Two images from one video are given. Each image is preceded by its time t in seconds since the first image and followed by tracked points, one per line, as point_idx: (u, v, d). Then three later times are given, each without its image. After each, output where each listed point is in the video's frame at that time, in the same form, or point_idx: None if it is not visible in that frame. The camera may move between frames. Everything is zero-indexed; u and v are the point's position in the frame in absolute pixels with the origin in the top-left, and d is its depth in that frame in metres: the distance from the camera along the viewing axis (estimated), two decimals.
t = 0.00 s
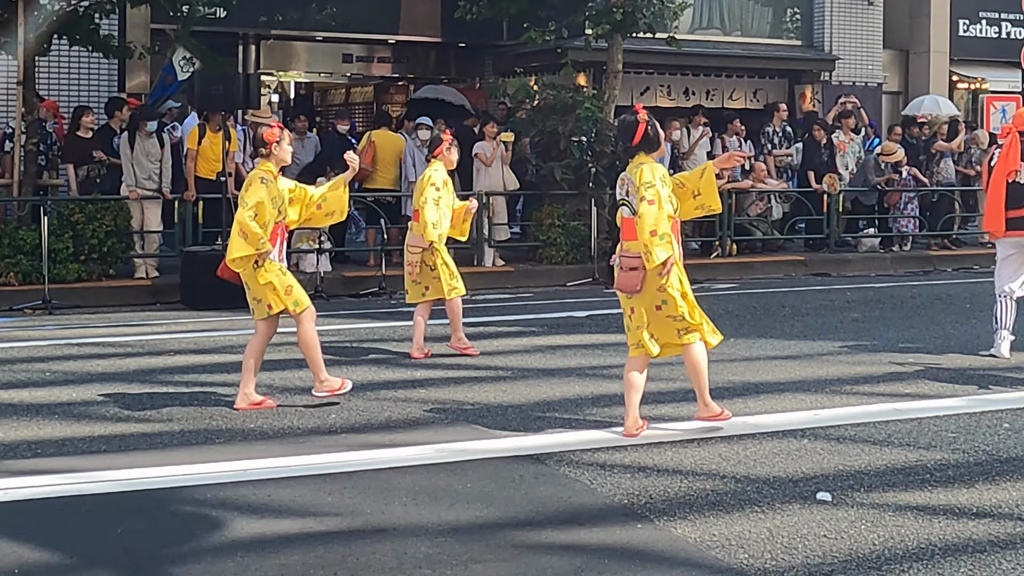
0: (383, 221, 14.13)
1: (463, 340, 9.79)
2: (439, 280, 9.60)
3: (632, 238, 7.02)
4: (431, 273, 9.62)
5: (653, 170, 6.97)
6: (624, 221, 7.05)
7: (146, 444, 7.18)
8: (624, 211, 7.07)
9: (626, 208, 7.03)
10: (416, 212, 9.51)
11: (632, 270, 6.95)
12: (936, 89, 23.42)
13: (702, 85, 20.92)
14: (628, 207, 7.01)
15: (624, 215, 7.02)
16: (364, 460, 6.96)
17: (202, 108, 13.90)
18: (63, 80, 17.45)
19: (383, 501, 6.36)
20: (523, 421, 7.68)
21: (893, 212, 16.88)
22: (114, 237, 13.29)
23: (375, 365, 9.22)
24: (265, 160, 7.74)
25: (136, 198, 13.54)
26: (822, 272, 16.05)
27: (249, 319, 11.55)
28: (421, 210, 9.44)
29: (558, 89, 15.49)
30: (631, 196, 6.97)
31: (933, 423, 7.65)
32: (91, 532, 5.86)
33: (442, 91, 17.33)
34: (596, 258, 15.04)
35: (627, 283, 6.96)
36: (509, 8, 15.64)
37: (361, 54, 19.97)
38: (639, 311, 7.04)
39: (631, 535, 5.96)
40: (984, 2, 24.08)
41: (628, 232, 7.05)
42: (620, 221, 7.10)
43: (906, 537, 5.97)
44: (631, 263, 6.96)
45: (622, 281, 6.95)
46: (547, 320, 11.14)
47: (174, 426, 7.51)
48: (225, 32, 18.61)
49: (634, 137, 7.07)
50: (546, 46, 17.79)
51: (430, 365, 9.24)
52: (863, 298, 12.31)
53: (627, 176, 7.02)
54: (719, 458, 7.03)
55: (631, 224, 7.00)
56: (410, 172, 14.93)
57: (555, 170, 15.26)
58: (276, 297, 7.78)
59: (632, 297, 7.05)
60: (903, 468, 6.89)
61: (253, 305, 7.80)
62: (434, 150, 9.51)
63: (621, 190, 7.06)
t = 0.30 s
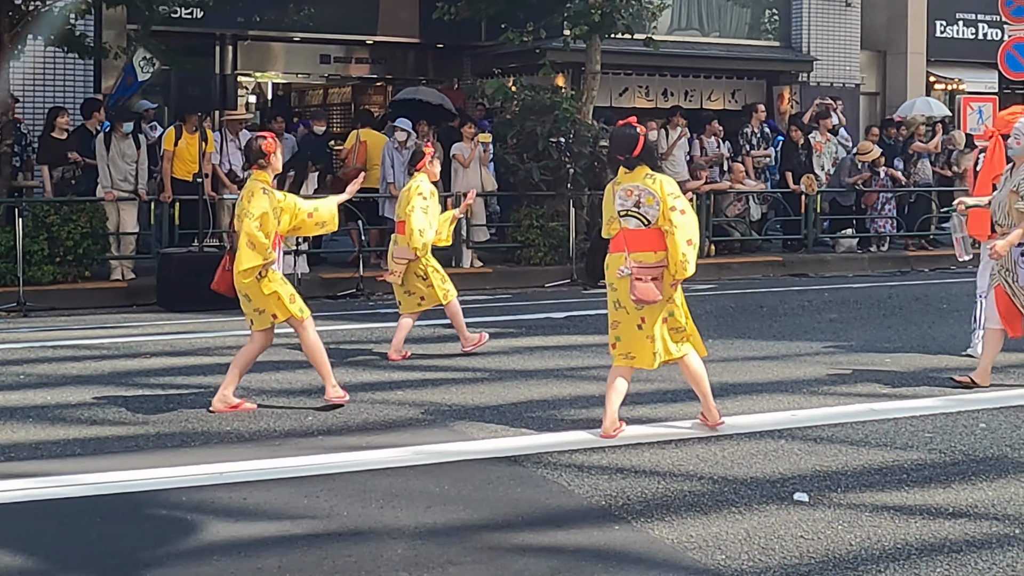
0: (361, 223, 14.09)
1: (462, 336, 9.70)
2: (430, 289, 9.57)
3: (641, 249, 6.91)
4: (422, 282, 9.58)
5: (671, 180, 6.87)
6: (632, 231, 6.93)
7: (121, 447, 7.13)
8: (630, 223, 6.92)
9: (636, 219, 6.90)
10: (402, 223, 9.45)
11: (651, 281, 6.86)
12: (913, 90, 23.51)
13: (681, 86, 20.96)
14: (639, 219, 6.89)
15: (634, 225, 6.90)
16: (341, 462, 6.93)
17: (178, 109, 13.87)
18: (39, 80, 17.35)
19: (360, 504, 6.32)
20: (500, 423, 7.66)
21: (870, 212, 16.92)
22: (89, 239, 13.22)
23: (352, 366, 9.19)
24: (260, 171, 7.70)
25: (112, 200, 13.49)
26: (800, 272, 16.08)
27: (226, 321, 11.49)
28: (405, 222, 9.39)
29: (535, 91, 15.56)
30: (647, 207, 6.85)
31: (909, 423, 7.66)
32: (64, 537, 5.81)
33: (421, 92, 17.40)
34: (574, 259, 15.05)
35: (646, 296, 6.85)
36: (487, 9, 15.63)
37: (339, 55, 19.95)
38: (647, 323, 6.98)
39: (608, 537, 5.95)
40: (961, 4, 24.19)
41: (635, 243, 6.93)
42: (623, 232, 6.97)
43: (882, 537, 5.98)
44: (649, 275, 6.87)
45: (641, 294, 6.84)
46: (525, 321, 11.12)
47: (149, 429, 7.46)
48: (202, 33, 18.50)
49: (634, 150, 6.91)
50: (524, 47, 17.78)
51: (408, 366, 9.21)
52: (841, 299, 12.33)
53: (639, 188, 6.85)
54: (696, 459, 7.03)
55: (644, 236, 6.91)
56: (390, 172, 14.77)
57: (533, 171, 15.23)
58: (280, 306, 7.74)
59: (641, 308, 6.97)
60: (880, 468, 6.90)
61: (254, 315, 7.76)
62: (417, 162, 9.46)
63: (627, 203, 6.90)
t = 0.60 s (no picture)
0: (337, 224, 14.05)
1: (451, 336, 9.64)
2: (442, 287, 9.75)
3: (671, 242, 7.14)
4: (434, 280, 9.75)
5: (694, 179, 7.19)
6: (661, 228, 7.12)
7: (94, 450, 7.08)
8: (662, 218, 7.10)
9: (668, 214, 7.10)
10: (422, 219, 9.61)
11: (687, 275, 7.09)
12: (889, 91, 23.60)
13: (658, 86, 21.00)
14: (671, 214, 7.10)
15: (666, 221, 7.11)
16: (316, 464, 6.89)
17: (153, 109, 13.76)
18: (12, 79, 17.24)
19: (335, 506, 6.29)
20: (477, 424, 7.64)
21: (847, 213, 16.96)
22: (63, 240, 13.15)
23: (329, 368, 9.16)
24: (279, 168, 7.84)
25: (87, 201, 13.40)
26: (777, 272, 16.10)
27: (202, 322, 11.44)
28: (430, 217, 9.55)
29: (513, 91, 15.44)
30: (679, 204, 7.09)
31: (885, 423, 7.67)
32: (37, 541, 5.76)
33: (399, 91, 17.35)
34: (551, 259, 15.07)
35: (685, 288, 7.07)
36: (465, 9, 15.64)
37: (315, 55, 19.93)
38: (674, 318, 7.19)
39: (585, 538, 5.94)
40: (937, 5, 24.28)
41: (666, 237, 7.13)
42: (653, 227, 7.12)
43: (858, 537, 5.98)
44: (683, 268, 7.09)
45: (682, 286, 7.06)
46: (502, 322, 11.10)
47: (123, 432, 7.41)
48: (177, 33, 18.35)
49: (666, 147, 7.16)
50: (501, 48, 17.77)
51: (384, 368, 9.18)
52: (817, 299, 12.35)
53: (672, 184, 7.07)
54: (673, 459, 7.02)
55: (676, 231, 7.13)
56: (366, 173, 14.63)
57: (511, 172, 15.22)
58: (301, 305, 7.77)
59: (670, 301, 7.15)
60: (856, 468, 6.91)
61: (279, 312, 7.70)
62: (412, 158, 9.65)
63: (659, 198, 7.07)
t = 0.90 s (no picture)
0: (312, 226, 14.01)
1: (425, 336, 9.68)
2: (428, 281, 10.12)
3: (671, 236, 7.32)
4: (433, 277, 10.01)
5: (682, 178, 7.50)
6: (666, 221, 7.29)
7: (67, 454, 7.03)
8: (667, 212, 7.29)
9: (672, 208, 7.30)
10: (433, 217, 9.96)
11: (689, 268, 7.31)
12: (864, 91, 23.69)
13: (634, 87, 21.03)
14: (675, 208, 7.32)
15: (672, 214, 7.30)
16: (291, 467, 6.86)
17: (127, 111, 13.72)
18: None
19: (310, 510, 6.27)
20: (452, 426, 7.62)
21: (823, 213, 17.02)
22: (36, 242, 13.07)
23: (304, 370, 9.12)
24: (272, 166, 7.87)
25: (60, 203, 13.32)
26: (753, 273, 16.14)
27: (177, 324, 11.39)
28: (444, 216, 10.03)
29: (488, 92, 15.43)
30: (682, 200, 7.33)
31: (860, 423, 7.69)
32: (7, 546, 5.71)
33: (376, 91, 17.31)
34: (527, 260, 15.09)
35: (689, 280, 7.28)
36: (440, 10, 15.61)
37: (291, 56, 19.88)
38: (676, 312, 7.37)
39: (561, 540, 5.92)
40: (912, 6, 24.39)
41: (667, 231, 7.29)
42: (663, 221, 7.30)
43: (833, 537, 5.99)
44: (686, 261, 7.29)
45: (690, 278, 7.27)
46: (478, 324, 11.09)
47: (96, 435, 7.36)
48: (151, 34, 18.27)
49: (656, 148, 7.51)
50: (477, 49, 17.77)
51: (360, 369, 9.15)
52: (793, 300, 12.39)
53: (676, 178, 7.28)
54: (649, 461, 7.02)
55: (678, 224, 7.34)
56: (343, 174, 14.66)
57: (487, 173, 15.18)
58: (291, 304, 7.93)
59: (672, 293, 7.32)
60: (831, 468, 6.92)
61: (287, 310, 7.80)
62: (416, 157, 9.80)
63: (666, 192, 7.26)
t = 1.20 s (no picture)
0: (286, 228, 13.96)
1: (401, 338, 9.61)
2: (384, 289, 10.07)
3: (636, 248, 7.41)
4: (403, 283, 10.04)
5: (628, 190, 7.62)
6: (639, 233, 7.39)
7: (38, 458, 6.98)
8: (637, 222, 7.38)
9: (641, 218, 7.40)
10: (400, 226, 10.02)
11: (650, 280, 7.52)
12: (840, 92, 23.77)
13: (610, 88, 21.05)
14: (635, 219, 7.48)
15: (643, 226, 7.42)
16: (264, 471, 6.82)
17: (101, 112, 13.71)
18: None
19: (284, 513, 6.23)
20: (427, 429, 7.59)
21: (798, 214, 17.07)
22: (8, 245, 12.97)
23: (278, 372, 9.08)
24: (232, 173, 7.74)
25: (32, 205, 13.28)
26: (729, 274, 16.18)
27: (150, 327, 11.32)
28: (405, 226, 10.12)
29: (464, 93, 15.30)
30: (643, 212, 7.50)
31: (835, 423, 7.71)
32: None
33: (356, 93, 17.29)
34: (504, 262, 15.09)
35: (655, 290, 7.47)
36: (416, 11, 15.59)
37: (266, 57, 19.83)
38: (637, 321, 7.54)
39: (536, 542, 5.91)
40: (886, 7, 24.51)
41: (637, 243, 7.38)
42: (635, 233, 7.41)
43: (808, 537, 5.99)
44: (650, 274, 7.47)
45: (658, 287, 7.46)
46: (454, 325, 11.06)
47: (68, 439, 7.31)
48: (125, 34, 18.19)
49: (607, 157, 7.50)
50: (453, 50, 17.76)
51: (335, 372, 9.12)
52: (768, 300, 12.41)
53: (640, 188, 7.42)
54: (624, 462, 7.01)
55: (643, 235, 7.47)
56: (318, 176, 14.63)
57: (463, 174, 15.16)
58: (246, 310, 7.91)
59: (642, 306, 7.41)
60: (806, 468, 6.93)
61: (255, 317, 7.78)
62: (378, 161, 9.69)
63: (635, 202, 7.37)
